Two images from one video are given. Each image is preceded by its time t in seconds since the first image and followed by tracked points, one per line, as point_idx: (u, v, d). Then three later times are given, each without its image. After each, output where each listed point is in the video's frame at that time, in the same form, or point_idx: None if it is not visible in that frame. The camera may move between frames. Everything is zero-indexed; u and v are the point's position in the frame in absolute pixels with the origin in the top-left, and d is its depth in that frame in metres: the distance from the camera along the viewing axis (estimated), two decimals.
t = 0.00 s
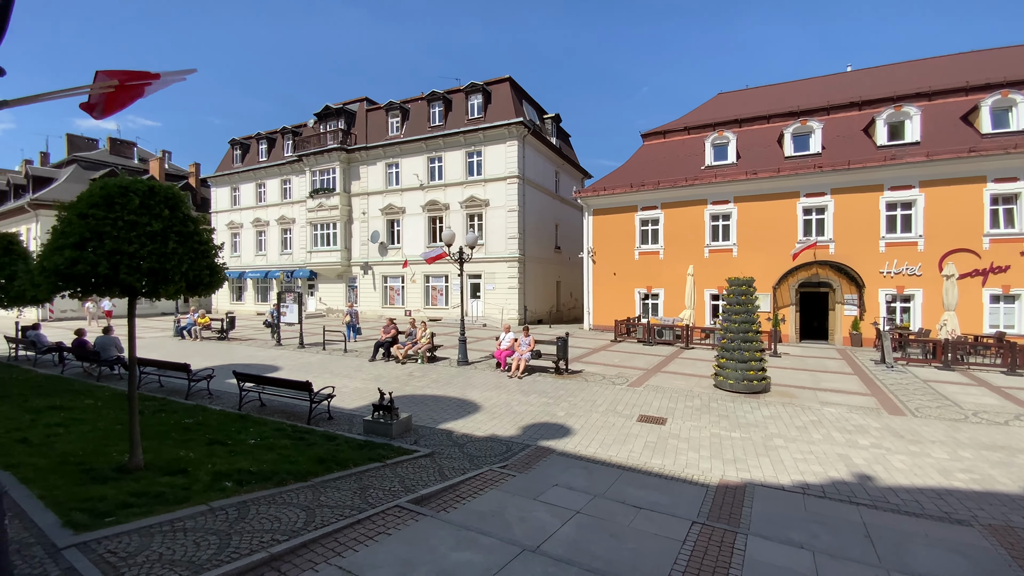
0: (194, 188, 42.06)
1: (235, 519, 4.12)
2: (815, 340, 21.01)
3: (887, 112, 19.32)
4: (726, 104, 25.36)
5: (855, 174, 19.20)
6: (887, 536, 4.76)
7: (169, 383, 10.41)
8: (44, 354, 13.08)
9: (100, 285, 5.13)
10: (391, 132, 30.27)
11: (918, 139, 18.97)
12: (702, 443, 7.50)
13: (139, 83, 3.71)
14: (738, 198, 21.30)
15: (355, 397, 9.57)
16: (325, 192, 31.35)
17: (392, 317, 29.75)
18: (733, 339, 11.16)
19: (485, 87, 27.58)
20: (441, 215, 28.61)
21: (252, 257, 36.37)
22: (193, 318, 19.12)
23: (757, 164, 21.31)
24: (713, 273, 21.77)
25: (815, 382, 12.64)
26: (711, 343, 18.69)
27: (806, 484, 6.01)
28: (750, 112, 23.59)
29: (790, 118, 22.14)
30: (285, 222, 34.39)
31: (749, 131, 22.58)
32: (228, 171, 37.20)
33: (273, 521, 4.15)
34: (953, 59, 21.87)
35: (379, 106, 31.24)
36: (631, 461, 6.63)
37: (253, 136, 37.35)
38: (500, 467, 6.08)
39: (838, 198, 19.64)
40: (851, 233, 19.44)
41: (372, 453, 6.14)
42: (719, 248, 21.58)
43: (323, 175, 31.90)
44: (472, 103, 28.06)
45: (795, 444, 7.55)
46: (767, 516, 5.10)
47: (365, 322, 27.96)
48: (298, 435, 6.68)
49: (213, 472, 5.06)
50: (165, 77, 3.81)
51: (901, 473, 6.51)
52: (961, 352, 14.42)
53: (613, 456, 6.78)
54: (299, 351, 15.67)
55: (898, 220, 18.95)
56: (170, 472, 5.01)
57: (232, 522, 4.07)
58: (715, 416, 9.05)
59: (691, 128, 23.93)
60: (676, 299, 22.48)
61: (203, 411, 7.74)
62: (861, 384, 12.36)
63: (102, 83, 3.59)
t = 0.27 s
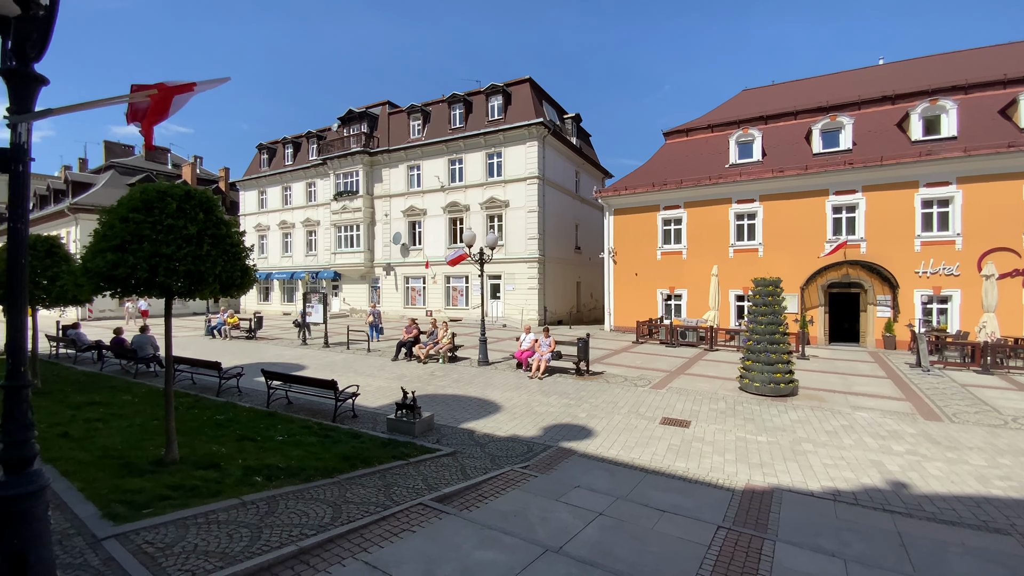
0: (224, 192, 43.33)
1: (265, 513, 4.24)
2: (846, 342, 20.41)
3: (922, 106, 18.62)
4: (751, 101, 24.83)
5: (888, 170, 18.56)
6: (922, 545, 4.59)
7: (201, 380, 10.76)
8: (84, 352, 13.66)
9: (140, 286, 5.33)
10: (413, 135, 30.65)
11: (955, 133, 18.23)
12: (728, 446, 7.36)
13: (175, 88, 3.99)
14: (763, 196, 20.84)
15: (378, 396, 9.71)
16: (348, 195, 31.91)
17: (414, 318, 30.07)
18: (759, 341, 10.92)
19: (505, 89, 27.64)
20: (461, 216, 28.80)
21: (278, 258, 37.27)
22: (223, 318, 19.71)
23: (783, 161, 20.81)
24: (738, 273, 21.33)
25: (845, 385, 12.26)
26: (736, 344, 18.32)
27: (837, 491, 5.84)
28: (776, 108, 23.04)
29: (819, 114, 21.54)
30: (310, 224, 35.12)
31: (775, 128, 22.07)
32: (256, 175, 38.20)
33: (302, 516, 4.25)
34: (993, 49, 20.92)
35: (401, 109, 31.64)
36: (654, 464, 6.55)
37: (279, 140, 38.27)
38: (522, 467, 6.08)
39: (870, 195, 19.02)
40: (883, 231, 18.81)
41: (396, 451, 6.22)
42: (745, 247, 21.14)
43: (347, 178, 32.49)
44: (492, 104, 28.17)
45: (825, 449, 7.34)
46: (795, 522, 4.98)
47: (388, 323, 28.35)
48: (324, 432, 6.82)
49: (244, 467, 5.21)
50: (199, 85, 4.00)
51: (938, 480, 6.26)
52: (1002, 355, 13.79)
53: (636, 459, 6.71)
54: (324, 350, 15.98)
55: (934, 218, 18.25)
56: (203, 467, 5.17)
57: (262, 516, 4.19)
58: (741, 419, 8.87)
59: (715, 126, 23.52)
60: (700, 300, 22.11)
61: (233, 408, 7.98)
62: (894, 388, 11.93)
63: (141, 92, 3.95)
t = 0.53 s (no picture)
0: (252, 195, 44.52)
1: (293, 507, 4.34)
2: (878, 344, 19.74)
3: (960, 99, 17.86)
4: (778, 96, 24.24)
5: (923, 166, 17.87)
6: (960, 555, 4.41)
7: (231, 377, 11.09)
8: (122, 349, 14.22)
9: (175, 286, 5.52)
10: (434, 137, 30.93)
11: (996, 126, 17.43)
12: (754, 450, 7.21)
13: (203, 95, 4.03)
14: (791, 194, 20.32)
15: (401, 394, 9.83)
16: (371, 197, 32.40)
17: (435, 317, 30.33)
18: (786, 343, 10.64)
19: (526, 89, 27.63)
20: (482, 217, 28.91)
21: (304, 259, 38.10)
22: (251, 317, 20.25)
23: (812, 158, 20.25)
24: (764, 273, 20.85)
25: (877, 389, 11.85)
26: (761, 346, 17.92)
27: (870, 498, 5.65)
28: (804, 104, 22.44)
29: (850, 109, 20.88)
30: (334, 225, 35.78)
31: (803, 124, 21.49)
32: (282, 178, 39.12)
33: (329, 510, 4.34)
34: None
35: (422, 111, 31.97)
36: (678, 466, 6.46)
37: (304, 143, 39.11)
38: (543, 467, 6.08)
39: (904, 192, 18.35)
40: (918, 229, 18.12)
41: (419, 449, 6.30)
42: (771, 246, 20.65)
43: (370, 180, 32.99)
44: (513, 105, 28.20)
45: (856, 455, 7.11)
46: (825, 529, 4.84)
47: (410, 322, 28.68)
48: (348, 430, 6.95)
49: (273, 462, 5.35)
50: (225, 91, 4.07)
51: (978, 488, 6.00)
52: None
53: (659, 461, 6.63)
54: (348, 349, 16.27)
55: (973, 215, 17.50)
56: (235, 461, 5.33)
57: (291, 509, 4.29)
58: (768, 422, 8.67)
59: (740, 123, 23.04)
60: (724, 301, 21.70)
61: (262, 404, 8.20)
62: (930, 392, 11.49)
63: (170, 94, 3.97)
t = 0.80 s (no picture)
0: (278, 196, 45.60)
1: (319, 501, 4.44)
2: (912, 346, 19.07)
3: (1001, 91, 17.08)
4: (806, 91, 23.60)
5: (960, 161, 17.15)
6: (1001, 565, 4.22)
7: (258, 374, 11.38)
8: (156, 346, 14.75)
9: (206, 285, 5.70)
10: (455, 137, 31.13)
11: None
12: (780, 454, 7.04)
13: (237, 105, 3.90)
14: (819, 191, 19.77)
15: (422, 392, 9.93)
16: (393, 197, 32.82)
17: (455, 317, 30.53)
18: (814, 345, 10.35)
19: (546, 88, 27.57)
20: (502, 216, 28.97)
21: (327, 259, 38.83)
22: (277, 316, 20.75)
23: (841, 154, 19.67)
24: (791, 273, 20.34)
25: (911, 393, 11.43)
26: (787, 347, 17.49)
27: (903, 505, 5.46)
28: (833, 98, 21.79)
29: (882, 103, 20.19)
30: (357, 226, 36.36)
31: (832, 119, 20.88)
32: (307, 180, 39.94)
33: (353, 505, 4.42)
34: None
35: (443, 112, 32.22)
36: (701, 469, 6.36)
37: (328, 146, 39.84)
38: (564, 467, 6.06)
39: (940, 189, 17.66)
40: (955, 227, 17.41)
41: (440, 447, 6.35)
42: (798, 245, 20.14)
43: (392, 181, 33.41)
44: (533, 104, 28.17)
45: (888, 461, 6.88)
46: (855, 536, 4.70)
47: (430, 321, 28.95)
48: (371, 426, 7.05)
49: (299, 456, 5.47)
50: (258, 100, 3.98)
51: (1020, 497, 5.73)
52: None
53: (682, 463, 6.55)
54: (371, 348, 16.50)
55: (1014, 212, 16.72)
56: (263, 455, 5.47)
57: (317, 503, 4.39)
58: (794, 426, 8.46)
59: (765, 119, 22.52)
60: (749, 301, 21.26)
61: (288, 400, 8.39)
62: (968, 397, 11.02)
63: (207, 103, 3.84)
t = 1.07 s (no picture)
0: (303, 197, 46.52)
1: (344, 495, 4.52)
2: (949, 349, 18.36)
3: None
4: (835, 85, 22.91)
5: (1001, 155, 16.39)
6: None
7: (284, 371, 11.64)
8: (187, 343, 15.23)
9: (235, 284, 5.86)
10: (475, 137, 31.24)
11: None
12: (807, 458, 6.87)
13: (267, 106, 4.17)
14: (849, 188, 19.19)
15: (442, 390, 10.00)
16: (414, 197, 33.14)
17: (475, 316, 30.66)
18: (843, 346, 10.06)
19: (566, 86, 27.44)
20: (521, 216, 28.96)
21: (350, 258, 39.45)
22: (302, 314, 21.19)
23: (873, 150, 19.04)
24: (819, 273, 19.80)
25: (947, 397, 10.99)
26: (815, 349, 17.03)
27: (937, 513, 5.26)
28: (864, 91, 21.09)
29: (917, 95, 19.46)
30: (378, 226, 36.84)
31: (863, 114, 20.23)
32: (330, 180, 40.64)
33: (376, 500, 4.48)
34: None
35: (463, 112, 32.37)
36: (725, 472, 6.24)
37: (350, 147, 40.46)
38: (584, 467, 6.04)
39: (979, 184, 16.93)
40: (995, 224, 16.68)
41: (461, 444, 6.39)
42: (827, 244, 19.59)
43: (413, 181, 33.74)
44: (553, 103, 28.06)
45: (922, 467, 6.64)
46: (886, 543, 4.56)
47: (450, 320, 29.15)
48: (393, 423, 7.14)
49: (324, 451, 5.58)
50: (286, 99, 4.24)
51: None
52: None
53: (704, 465, 6.45)
54: (392, 346, 16.70)
55: None
56: (289, 450, 5.60)
57: (341, 497, 4.47)
58: (822, 429, 8.23)
59: (792, 114, 21.96)
60: (775, 301, 20.78)
61: (312, 397, 8.56)
62: (1008, 402, 10.54)
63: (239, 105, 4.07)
